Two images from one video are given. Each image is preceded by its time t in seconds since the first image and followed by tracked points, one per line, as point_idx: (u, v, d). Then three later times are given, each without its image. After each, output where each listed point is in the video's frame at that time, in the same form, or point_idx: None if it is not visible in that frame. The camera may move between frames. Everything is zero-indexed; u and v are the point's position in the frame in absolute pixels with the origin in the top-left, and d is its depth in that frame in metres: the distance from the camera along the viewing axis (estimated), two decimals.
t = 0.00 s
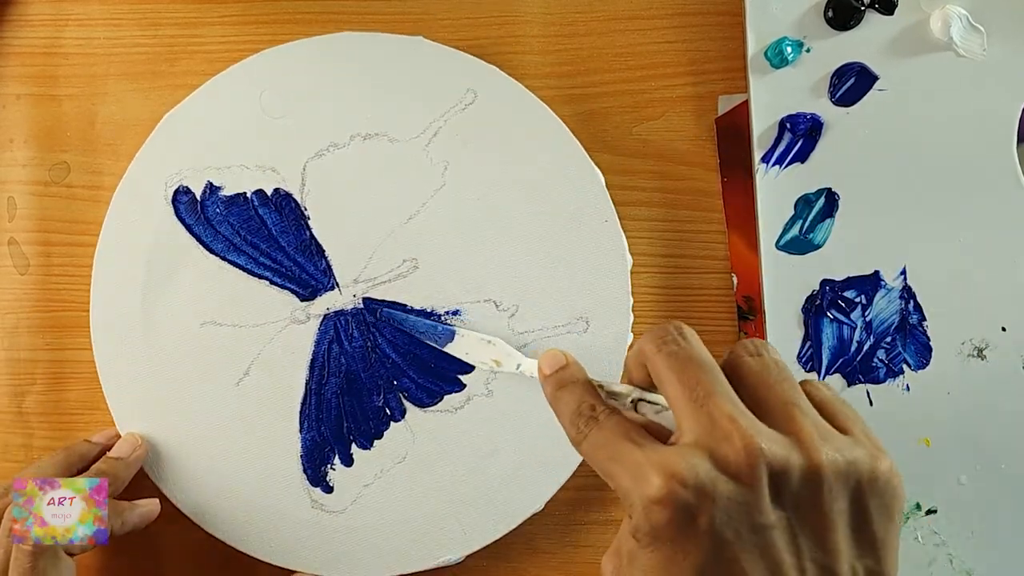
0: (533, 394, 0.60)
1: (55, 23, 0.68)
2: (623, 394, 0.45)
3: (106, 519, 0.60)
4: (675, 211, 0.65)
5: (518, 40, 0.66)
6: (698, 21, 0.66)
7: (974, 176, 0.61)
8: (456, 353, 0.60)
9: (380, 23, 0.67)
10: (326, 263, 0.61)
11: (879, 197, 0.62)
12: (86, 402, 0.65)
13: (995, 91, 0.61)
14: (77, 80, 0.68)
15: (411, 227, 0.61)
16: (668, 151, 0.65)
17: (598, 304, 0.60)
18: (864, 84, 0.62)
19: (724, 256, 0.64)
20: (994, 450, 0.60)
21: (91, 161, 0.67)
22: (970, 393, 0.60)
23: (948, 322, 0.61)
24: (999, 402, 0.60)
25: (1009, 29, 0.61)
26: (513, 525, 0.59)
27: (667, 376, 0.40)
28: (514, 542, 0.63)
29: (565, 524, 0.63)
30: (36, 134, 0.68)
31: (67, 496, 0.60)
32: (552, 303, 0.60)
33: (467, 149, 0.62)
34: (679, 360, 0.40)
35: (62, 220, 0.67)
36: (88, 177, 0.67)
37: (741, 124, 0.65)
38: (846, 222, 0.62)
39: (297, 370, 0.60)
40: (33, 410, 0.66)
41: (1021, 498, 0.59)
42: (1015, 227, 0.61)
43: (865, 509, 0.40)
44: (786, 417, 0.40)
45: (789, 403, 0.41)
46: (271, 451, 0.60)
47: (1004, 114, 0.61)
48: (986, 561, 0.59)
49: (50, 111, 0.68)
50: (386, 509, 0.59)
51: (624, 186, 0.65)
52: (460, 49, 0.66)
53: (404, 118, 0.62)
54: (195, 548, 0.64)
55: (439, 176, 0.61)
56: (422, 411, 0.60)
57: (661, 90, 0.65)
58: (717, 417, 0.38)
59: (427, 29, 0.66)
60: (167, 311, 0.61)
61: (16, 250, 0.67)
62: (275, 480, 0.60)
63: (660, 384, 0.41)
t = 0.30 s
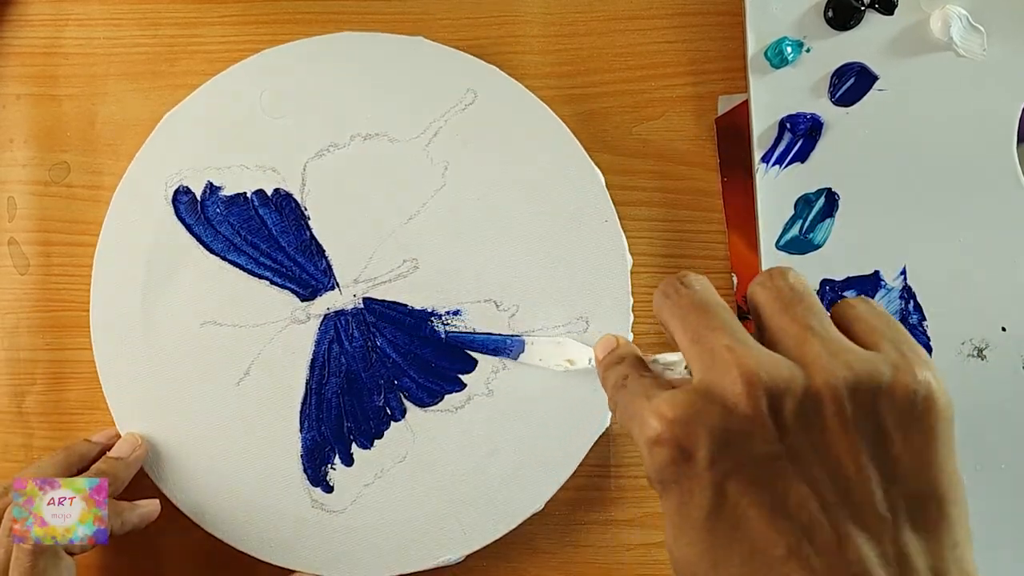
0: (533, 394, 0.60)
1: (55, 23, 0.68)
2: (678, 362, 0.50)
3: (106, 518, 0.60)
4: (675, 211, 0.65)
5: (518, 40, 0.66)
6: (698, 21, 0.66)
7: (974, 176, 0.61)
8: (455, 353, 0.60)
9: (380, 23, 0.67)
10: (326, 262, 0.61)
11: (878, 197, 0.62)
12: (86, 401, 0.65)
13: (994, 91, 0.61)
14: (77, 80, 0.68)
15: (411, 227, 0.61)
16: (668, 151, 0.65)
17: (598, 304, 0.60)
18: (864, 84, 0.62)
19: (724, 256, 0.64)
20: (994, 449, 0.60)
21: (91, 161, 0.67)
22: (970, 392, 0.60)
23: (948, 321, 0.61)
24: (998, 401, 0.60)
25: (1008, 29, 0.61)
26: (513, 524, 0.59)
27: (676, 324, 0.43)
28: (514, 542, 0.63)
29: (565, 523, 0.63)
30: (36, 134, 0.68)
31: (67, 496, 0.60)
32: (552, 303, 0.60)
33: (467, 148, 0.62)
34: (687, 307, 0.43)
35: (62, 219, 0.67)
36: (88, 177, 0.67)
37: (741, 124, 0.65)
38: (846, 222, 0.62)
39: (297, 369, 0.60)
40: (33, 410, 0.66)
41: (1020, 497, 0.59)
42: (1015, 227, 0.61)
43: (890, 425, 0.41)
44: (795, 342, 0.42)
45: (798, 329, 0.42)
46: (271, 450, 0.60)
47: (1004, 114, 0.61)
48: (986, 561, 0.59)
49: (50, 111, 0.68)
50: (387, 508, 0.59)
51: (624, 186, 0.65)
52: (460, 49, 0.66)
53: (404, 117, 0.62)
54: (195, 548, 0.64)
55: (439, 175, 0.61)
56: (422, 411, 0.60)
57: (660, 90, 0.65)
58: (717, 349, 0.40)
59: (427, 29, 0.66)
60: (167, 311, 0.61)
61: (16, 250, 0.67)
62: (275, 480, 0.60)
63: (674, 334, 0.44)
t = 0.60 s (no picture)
0: (562, 405, 0.57)
1: (56, 24, 0.68)
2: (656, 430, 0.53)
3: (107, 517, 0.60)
4: (675, 211, 0.64)
5: (518, 41, 0.66)
6: (699, 21, 0.66)
7: (975, 176, 0.61)
8: (481, 369, 0.58)
9: (381, 24, 0.67)
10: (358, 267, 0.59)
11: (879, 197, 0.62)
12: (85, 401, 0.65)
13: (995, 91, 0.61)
14: (78, 80, 0.68)
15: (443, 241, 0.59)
16: (669, 152, 0.65)
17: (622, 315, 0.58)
18: (864, 85, 0.62)
19: (723, 255, 0.63)
20: (994, 450, 0.60)
21: (91, 162, 0.67)
22: (971, 393, 0.60)
23: (948, 322, 0.61)
24: (999, 401, 0.60)
25: (1008, 30, 0.61)
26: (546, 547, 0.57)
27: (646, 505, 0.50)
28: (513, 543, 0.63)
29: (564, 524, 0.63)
30: (36, 134, 0.68)
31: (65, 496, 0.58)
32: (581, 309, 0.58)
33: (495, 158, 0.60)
34: (651, 486, 0.50)
35: (62, 220, 0.67)
36: (88, 177, 0.67)
37: (741, 125, 0.64)
38: (846, 223, 0.62)
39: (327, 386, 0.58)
40: (32, 410, 0.66)
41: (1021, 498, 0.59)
42: (1015, 228, 0.61)
43: (761, 553, 0.46)
44: (712, 532, 0.45)
45: (717, 501, 0.45)
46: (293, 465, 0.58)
47: (1005, 114, 0.61)
48: (987, 561, 0.59)
49: (51, 112, 0.68)
50: (407, 521, 0.57)
51: (624, 186, 0.65)
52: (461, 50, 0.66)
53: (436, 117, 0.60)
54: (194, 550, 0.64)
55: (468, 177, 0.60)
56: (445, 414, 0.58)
57: (661, 90, 0.65)
58: (661, 526, 0.50)
59: (428, 30, 0.66)
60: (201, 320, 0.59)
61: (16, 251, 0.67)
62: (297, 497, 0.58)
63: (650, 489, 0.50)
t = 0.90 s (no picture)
0: (530, 389, 0.57)
1: (55, 23, 0.68)
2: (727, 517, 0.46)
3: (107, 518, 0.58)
4: (676, 211, 0.64)
5: (517, 39, 0.66)
6: (698, 21, 0.66)
7: (975, 176, 0.61)
8: (448, 331, 0.58)
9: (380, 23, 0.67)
10: (389, 229, 0.59)
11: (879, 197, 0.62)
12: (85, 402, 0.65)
13: (995, 91, 0.61)
14: (78, 80, 0.68)
15: (471, 299, 0.58)
16: (669, 152, 0.65)
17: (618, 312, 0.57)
18: (864, 85, 0.62)
19: (724, 255, 0.64)
20: (994, 449, 0.60)
21: (91, 162, 0.67)
22: (971, 393, 0.60)
23: (948, 321, 0.61)
24: (999, 401, 0.60)
25: (1008, 30, 0.61)
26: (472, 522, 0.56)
27: None
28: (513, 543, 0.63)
29: (563, 523, 0.63)
30: (36, 134, 0.68)
31: (67, 496, 0.60)
32: (563, 321, 0.57)
33: (560, 285, 0.58)
34: None
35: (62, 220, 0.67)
36: (88, 177, 0.67)
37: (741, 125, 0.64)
38: (846, 223, 0.62)
39: (330, 351, 0.58)
40: (32, 410, 0.65)
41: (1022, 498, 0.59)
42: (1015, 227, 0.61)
43: None
44: None
45: None
46: (267, 413, 0.57)
47: (1004, 114, 0.61)
48: (988, 561, 0.59)
49: (51, 112, 0.68)
50: (336, 466, 0.57)
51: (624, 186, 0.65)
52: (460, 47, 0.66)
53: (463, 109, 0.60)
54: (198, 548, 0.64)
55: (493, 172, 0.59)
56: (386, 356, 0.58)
57: (661, 90, 0.65)
58: None
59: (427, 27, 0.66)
60: (184, 213, 0.59)
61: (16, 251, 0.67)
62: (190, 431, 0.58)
63: None
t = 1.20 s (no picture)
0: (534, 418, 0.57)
1: (55, 23, 0.68)
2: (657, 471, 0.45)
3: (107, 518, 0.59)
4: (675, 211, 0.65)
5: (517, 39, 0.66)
6: (698, 21, 0.66)
7: (974, 176, 0.61)
8: (454, 342, 0.58)
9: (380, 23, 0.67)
10: (443, 235, 0.59)
11: (878, 197, 0.62)
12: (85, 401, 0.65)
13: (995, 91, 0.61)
14: (78, 80, 0.68)
15: (495, 329, 0.58)
16: (669, 152, 0.65)
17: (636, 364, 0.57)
18: (864, 85, 0.62)
19: (723, 255, 0.64)
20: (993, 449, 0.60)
21: (91, 162, 0.67)
22: (970, 393, 0.60)
23: (948, 321, 0.61)
24: (999, 401, 0.60)
25: (1008, 29, 0.61)
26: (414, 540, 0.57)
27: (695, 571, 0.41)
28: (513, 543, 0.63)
29: (563, 522, 0.63)
30: (36, 134, 0.68)
31: (67, 496, 0.58)
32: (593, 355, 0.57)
33: (583, 348, 0.58)
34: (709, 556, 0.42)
35: (62, 220, 0.67)
36: (88, 177, 0.67)
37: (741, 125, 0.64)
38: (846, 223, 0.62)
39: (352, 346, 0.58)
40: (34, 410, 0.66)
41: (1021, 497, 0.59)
42: (1015, 227, 0.61)
43: None
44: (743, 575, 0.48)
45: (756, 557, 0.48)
46: (276, 393, 0.58)
47: (1004, 114, 0.61)
48: (987, 561, 0.59)
49: (51, 111, 0.68)
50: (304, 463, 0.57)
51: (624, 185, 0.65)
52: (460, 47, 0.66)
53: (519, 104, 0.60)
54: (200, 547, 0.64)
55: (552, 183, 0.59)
56: (392, 351, 0.58)
57: (660, 90, 0.65)
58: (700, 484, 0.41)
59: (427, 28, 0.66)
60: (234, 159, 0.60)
61: (16, 251, 0.67)
62: (215, 385, 0.58)
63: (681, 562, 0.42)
